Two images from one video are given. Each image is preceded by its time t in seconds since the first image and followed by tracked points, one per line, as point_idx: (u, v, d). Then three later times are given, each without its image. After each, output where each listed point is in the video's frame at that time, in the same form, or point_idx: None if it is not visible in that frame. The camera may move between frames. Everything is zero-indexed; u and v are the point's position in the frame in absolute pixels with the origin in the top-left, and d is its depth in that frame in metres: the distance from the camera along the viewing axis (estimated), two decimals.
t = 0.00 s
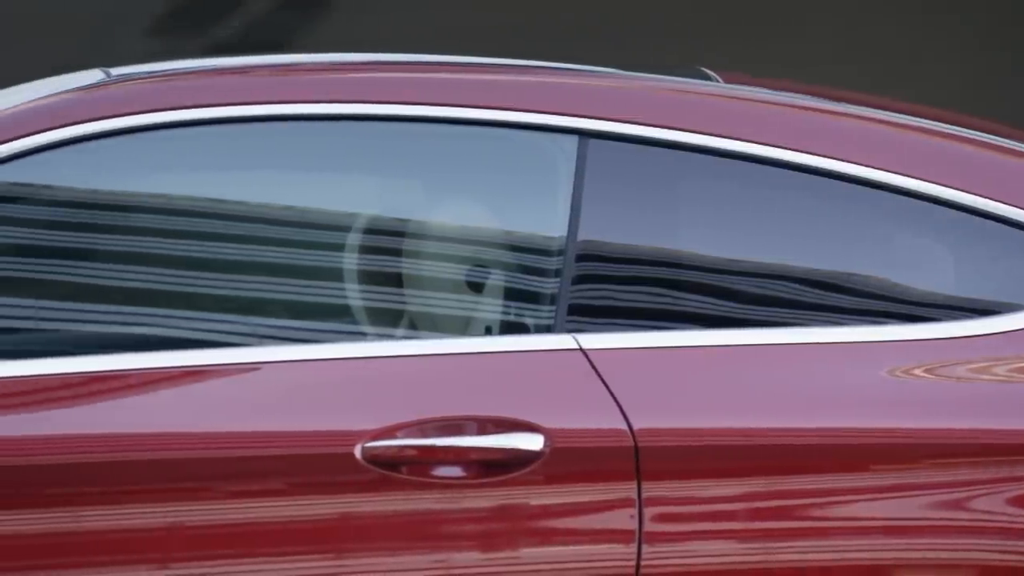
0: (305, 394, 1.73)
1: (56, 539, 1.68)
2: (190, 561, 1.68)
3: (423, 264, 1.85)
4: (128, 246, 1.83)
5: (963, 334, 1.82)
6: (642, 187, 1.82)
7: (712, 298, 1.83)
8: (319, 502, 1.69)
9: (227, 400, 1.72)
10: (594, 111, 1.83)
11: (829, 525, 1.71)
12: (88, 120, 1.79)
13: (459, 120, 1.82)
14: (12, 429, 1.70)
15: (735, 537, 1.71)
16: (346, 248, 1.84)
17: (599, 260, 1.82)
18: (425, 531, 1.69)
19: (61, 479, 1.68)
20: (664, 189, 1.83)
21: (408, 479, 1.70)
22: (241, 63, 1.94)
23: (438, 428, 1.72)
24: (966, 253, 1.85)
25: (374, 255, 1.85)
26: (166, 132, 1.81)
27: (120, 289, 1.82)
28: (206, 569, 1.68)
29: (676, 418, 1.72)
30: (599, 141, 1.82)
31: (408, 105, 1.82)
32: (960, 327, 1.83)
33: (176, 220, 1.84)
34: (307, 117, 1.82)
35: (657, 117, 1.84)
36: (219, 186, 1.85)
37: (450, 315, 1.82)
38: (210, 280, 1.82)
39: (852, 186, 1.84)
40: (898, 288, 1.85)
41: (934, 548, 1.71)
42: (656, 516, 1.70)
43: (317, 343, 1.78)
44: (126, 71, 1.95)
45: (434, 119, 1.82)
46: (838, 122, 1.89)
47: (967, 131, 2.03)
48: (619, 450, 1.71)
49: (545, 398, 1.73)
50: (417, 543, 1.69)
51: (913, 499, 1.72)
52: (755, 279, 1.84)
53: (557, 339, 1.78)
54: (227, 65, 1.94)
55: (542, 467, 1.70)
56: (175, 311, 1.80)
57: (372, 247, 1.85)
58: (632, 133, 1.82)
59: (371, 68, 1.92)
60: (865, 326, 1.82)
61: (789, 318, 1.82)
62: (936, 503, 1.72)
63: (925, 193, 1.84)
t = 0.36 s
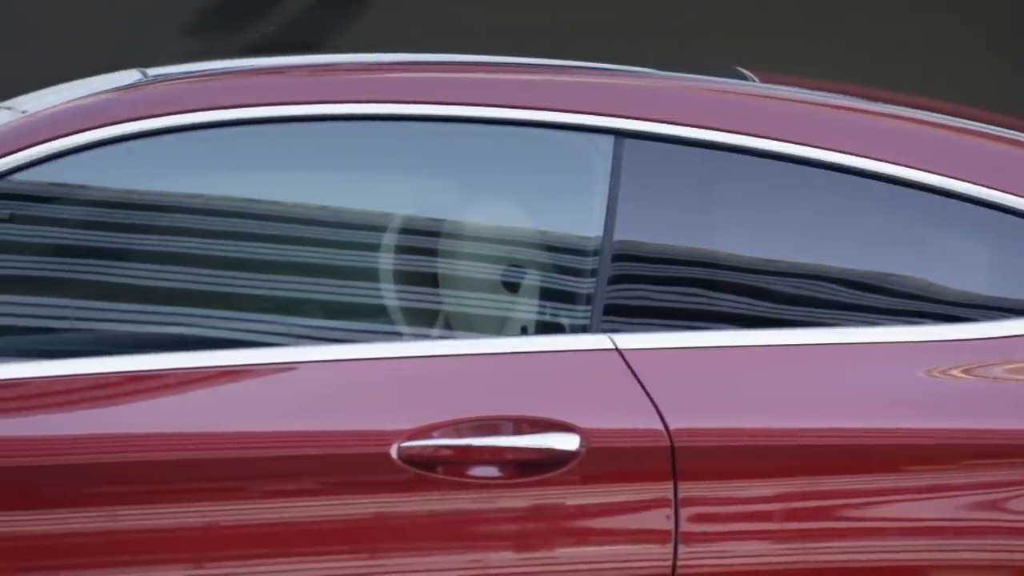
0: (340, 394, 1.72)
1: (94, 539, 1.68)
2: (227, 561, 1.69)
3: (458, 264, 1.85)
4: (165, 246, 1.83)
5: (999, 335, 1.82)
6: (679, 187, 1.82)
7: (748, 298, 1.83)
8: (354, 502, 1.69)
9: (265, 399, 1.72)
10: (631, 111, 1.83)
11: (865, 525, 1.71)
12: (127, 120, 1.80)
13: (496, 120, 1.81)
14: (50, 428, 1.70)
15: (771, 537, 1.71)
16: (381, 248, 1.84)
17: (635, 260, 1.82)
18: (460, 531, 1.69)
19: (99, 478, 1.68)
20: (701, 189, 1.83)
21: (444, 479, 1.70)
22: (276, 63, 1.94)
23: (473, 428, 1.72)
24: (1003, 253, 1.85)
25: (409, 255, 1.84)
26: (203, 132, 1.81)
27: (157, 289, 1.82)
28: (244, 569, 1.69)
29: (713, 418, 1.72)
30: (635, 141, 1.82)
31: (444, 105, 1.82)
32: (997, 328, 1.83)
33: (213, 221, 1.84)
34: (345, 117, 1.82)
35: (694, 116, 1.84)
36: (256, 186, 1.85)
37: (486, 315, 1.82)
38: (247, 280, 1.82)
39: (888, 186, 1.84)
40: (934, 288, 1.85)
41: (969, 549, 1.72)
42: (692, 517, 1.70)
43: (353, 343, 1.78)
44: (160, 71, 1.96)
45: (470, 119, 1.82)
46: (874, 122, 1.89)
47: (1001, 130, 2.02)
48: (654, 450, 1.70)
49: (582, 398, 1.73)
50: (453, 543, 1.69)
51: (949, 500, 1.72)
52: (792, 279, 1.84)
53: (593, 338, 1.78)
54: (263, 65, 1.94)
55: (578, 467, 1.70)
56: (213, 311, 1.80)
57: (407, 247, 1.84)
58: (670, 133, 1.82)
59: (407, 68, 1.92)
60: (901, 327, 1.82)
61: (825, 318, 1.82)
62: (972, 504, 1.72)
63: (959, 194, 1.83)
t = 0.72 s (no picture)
0: (379, 395, 1.72)
1: (135, 537, 1.69)
2: (265, 560, 1.69)
3: (497, 264, 1.86)
4: (204, 246, 1.84)
5: None
6: (718, 187, 1.82)
7: (786, 298, 1.82)
8: (393, 501, 1.69)
9: (304, 399, 1.72)
10: (671, 111, 1.82)
11: (903, 526, 1.71)
12: (167, 120, 1.80)
13: (536, 120, 1.82)
14: (90, 428, 1.70)
15: (809, 537, 1.70)
16: (420, 248, 1.85)
17: (674, 260, 1.82)
18: (498, 531, 1.69)
19: (139, 477, 1.69)
20: (741, 189, 1.82)
21: (483, 479, 1.70)
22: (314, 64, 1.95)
23: (512, 428, 1.71)
24: None
25: (447, 255, 1.85)
26: (244, 132, 1.81)
27: (197, 289, 1.82)
28: (281, 569, 1.69)
29: (752, 418, 1.72)
30: (675, 141, 1.82)
31: (481, 105, 1.81)
32: None
33: (253, 220, 1.84)
34: (385, 117, 1.82)
35: (734, 116, 1.83)
36: (295, 186, 1.86)
37: (524, 315, 1.82)
38: (287, 280, 1.83)
39: (928, 186, 1.83)
40: (973, 288, 1.84)
41: (1007, 550, 1.71)
42: (731, 517, 1.70)
43: (392, 343, 1.78)
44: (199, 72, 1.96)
45: (509, 120, 1.81)
46: (914, 121, 1.88)
47: None
48: (694, 450, 1.70)
49: (620, 398, 1.73)
50: (491, 543, 1.69)
51: (987, 501, 1.72)
52: (830, 279, 1.84)
53: (632, 338, 1.78)
54: (301, 66, 1.95)
55: (617, 467, 1.70)
56: (253, 311, 1.80)
57: (445, 247, 1.85)
58: (710, 133, 1.81)
59: (445, 67, 1.92)
60: (939, 327, 1.82)
61: (863, 318, 1.82)
62: (1011, 505, 1.72)
63: (1001, 193, 1.83)
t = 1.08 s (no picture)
0: (420, 395, 1.72)
1: (177, 537, 1.69)
2: (306, 561, 1.69)
3: (538, 264, 1.86)
4: (245, 246, 1.85)
5: None
6: (760, 187, 1.82)
7: (827, 298, 1.82)
8: (434, 501, 1.69)
9: (346, 399, 1.72)
10: (713, 111, 1.83)
11: (944, 527, 1.71)
12: (209, 120, 1.80)
13: (577, 120, 1.82)
14: (131, 427, 1.70)
15: (850, 538, 1.70)
16: (460, 248, 1.86)
17: (714, 260, 1.82)
18: (539, 531, 1.69)
19: (181, 477, 1.69)
20: (783, 189, 1.82)
21: (524, 479, 1.69)
22: (354, 64, 1.96)
23: (553, 428, 1.71)
24: None
25: (488, 255, 1.86)
26: (287, 132, 1.81)
27: (239, 289, 1.83)
28: (322, 569, 1.69)
29: (793, 419, 1.71)
30: (717, 141, 1.82)
31: (521, 105, 1.81)
32: None
33: (292, 220, 1.86)
34: (428, 118, 1.82)
35: (776, 117, 1.83)
36: (336, 186, 1.87)
37: (564, 315, 1.82)
38: (328, 281, 1.84)
39: (969, 186, 1.83)
40: (1014, 288, 1.84)
41: None
42: (772, 518, 1.70)
43: (431, 343, 1.78)
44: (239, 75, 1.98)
45: (548, 120, 1.82)
46: (955, 121, 1.88)
47: None
48: (736, 451, 1.69)
49: (661, 398, 1.72)
50: (533, 543, 1.69)
51: None
52: (871, 279, 1.83)
53: (672, 338, 1.77)
54: (341, 67, 1.96)
55: (658, 467, 1.69)
56: (295, 311, 1.81)
57: (486, 247, 1.86)
58: (752, 133, 1.81)
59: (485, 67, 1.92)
60: (980, 328, 1.81)
61: (904, 318, 1.82)
62: None
63: None
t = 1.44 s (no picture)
0: (462, 395, 1.72)
1: (220, 536, 1.70)
2: (347, 560, 1.69)
3: (581, 264, 1.87)
4: (288, 246, 1.86)
5: None
6: (804, 187, 1.81)
7: (869, 298, 1.82)
8: (476, 501, 1.69)
9: (388, 399, 1.72)
10: (758, 111, 1.82)
11: (986, 528, 1.70)
12: (253, 120, 1.80)
13: (622, 120, 1.82)
14: (173, 427, 1.71)
15: (893, 539, 1.69)
16: (502, 248, 1.86)
17: (756, 260, 1.82)
18: (582, 531, 1.69)
19: (225, 476, 1.69)
20: (828, 189, 1.82)
21: (566, 479, 1.69)
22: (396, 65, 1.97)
23: (595, 428, 1.71)
24: None
25: (530, 255, 1.87)
26: (330, 132, 1.81)
27: (282, 289, 1.84)
28: (364, 569, 1.69)
29: (837, 419, 1.71)
30: (761, 141, 1.81)
31: (565, 104, 1.82)
32: None
33: (333, 221, 1.87)
34: (470, 118, 1.82)
35: (821, 116, 1.83)
36: (379, 186, 1.87)
37: (606, 316, 1.82)
38: (371, 281, 1.84)
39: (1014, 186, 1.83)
40: None
41: None
42: (815, 518, 1.69)
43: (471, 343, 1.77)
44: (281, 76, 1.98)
45: (593, 120, 1.82)
46: (1000, 120, 1.87)
47: None
48: (779, 451, 1.69)
49: (704, 398, 1.72)
50: (575, 543, 1.69)
51: None
52: (914, 279, 1.83)
53: (715, 339, 1.77)
54: (385, 68, 1.97)
55: (701, 467, 1.69)
56: (338, 311, 1.81)
57: (528, 247, 1.86)
58: (797, 133, 1.81)
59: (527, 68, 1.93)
60: None
61: (948, 318, 1.81)
62: None
63: None
